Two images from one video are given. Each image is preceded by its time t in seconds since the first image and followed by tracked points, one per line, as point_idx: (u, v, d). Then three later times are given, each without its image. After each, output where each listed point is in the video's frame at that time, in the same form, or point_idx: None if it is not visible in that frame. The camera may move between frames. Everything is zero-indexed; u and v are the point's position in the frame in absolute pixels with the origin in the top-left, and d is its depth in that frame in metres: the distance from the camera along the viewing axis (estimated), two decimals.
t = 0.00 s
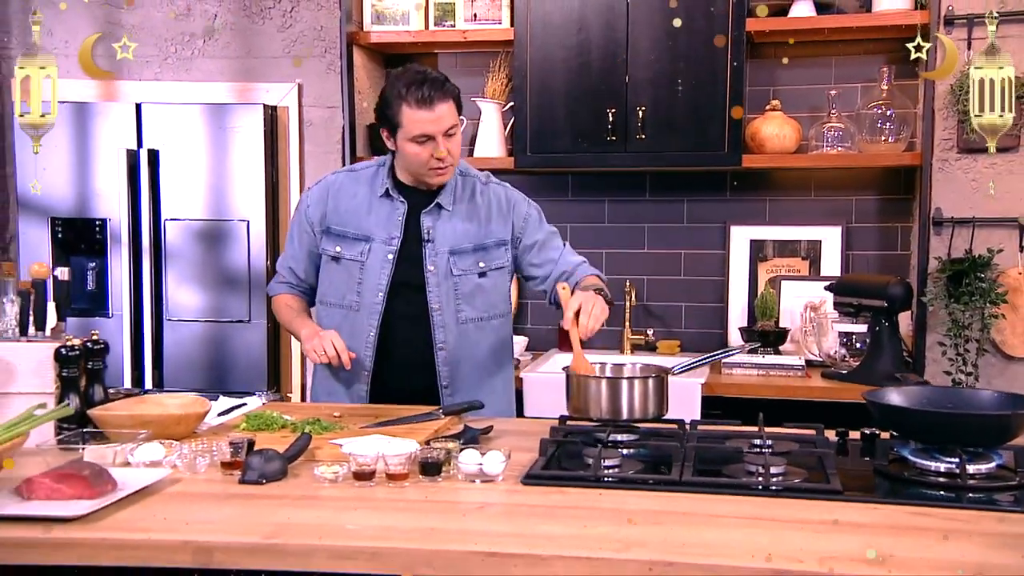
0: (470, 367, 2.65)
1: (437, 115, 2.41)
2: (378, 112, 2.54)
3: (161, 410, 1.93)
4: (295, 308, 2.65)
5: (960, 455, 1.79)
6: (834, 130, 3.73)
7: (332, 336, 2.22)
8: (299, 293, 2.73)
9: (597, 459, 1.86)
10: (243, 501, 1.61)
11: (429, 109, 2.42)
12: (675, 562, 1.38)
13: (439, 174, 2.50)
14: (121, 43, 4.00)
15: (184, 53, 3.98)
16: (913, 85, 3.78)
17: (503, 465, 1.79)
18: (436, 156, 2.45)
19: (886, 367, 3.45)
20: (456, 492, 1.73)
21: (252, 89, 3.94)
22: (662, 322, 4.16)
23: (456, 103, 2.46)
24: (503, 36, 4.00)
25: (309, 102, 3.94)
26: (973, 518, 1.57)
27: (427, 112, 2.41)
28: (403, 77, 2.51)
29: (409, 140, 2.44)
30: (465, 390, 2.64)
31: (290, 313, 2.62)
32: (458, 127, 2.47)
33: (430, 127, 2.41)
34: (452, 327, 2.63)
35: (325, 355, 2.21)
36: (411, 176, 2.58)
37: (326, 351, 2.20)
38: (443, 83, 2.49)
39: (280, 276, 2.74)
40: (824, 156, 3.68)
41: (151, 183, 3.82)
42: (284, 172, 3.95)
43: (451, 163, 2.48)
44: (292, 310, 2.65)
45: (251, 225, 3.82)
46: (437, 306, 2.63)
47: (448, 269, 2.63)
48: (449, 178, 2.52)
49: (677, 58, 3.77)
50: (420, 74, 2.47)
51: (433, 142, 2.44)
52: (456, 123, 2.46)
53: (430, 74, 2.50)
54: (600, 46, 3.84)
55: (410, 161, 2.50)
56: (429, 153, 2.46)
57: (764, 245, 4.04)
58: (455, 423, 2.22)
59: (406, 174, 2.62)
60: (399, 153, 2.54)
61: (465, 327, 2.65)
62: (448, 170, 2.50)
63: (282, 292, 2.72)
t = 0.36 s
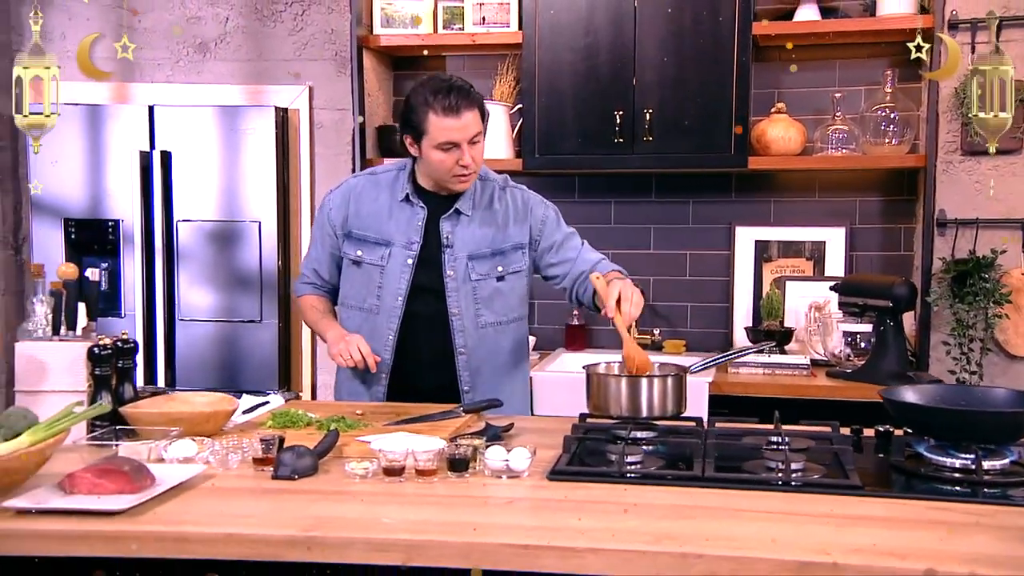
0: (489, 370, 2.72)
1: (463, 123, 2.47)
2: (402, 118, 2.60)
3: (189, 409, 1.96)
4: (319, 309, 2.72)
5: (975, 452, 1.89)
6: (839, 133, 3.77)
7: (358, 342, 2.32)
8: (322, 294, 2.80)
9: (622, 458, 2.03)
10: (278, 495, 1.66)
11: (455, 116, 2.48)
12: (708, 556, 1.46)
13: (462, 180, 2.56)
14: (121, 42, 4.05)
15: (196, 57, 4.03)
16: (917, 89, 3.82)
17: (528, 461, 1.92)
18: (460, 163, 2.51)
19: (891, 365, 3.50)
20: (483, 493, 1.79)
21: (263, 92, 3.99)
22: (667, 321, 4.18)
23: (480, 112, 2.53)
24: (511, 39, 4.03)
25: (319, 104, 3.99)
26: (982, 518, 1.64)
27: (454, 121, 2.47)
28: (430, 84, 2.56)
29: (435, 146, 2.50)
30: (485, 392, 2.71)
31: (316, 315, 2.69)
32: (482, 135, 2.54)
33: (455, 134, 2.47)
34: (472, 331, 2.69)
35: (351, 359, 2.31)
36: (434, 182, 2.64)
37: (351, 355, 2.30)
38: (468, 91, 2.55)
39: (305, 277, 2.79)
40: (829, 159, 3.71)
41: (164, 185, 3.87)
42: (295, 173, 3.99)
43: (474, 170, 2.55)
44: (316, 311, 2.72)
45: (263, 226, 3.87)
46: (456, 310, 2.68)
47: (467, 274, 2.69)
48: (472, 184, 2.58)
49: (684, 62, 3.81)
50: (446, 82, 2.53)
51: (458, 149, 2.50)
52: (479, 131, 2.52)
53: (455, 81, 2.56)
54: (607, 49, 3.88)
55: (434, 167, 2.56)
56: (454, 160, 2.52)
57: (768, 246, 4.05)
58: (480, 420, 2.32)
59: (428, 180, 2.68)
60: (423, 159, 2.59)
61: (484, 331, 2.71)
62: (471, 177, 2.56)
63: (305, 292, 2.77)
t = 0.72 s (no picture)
0: (517, 368, 2.80)
1: (492, 126, 2.54)
2: (432, 122, 2.66)
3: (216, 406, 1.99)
4: (346, 309, 2.80)
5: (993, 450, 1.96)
6: (846, 134, 3.79)
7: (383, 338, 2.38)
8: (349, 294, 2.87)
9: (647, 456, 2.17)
10: (311, 491, 1.70)
11: (484, 120, 2.54)
12: (734, 549, 1.50)
13: (489, 183, 2.62)
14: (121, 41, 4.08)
15: (207, 59, 4.06)
16: (923, 91, 3.86)
17: (554, 457, 2.04)
18: (488, 165, 2.57)
19: (899, 364, 3.54)
20: (508, 500, 1.82)
21: (275, 93, 4.02)
22: (674, 320, 4.20)
23: (508, 117, 2.59)
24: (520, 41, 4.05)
25: (330, 105, 4.03)
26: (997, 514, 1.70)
27: (483, 124, 2.53)
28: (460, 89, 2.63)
29: (464, 149, 2.56)
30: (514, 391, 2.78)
31: (344, 315, 2.78)
32: (509, 140, 2.61)
33: (485, 137, 2.53)
34: (500, 331, 2.76)
35: (376, 357, 2.37)
36: (461, 185, 2.70)
37: (377, 352, 2.37)
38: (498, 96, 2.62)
39: (333, 277, 2.88)
40: (837, 159, 3.73)
41: (176, 185, 3.89)
42: (306, 174, 4.02)
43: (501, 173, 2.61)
44: (344, 310, 2.81)
45: (275, 227, 3.90)
46: (485, 311, 2.75)
47: (495, 275, 2.75)
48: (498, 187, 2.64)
49: (693, 64, 3.84)
50: (476, 86, 2.60)
51: (485, 152, 2.56)
52: (507, 135, 2.59)
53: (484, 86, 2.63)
54: (617, 51, 3.91)
55: (462, 169, 2.62)
56: (481, 163, 2.58)
57: (775, 246, 4.05)
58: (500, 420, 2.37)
59: (457, 183, 2.74)
60: (452, 162, 2.65)
61: (512, 331, 2.79)
62: (498, 180, 2.62)
63: (333, 292, 2.86)
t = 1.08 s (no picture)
0: (536, 369, 2.83)
1: (514, 128, 2.52)
2: (453, 121, 2.65)
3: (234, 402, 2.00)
4: (365, 310, 2.81)
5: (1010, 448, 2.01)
6: (852, 133, 3.79)
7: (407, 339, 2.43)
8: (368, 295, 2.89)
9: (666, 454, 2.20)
10: (336, 488, 1.70)
11: (507, 121, 2.52)
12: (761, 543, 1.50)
13: (510, 184, 2.61)
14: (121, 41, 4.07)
15: (210, 57, 4.04)
16: (929, 90, 3.86)
17: (574, 455, 2.07)
18: (509, 167, 2.56)
19: (906, 364, 3.55)
20: (529, 500, 1.83)
21: (277, 92, 4.01)
22: (679, 320, 4.18)
23: (530, 117, 2.58)
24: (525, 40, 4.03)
25: (334, 104, 4.01)
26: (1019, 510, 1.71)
27: (505, 125, 2.51)
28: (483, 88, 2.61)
29: (486, 150, 2.55)
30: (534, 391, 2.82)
31: (361, 316, 2.79)
32: (531, 141, 2.59)
33: (507, 139, 2.51)
34: (520, 332, 2.80)
35: (402, 357, 2.43)
36: (482, 184, 2.69)
37: (402, 353, 2.42)
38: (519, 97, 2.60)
39: (351, 277, 2.89)
40: (843, 159, 3.73)
41: (181, 185, 3.87)
42: (311, 172, 4.01)
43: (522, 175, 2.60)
44: (363, 310, 2.82)
45: (279, 225, 3.89)
46: (506, 312, 2.78)
47: (517, 277, 2.79)
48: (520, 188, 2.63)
49: (699, 63, 3.83)
50: (498, 87, 2.58)
51: (507, 154, 2.55)
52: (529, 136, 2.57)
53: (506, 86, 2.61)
54: (622, 50, 3.89)
55: (483, 170, 2.61)
56: (503, 164, 2.56)
57: (780, 245, 4.04)
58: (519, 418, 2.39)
59: (478, 181, 2.73)
60: (472, 162, 2.64)
61: (533, 332, 2.82)
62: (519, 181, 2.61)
63: (351, 293, 2.87)
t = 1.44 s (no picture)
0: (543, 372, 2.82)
1: (528, 131, 2.50)
2: (475, 118, 2.64)
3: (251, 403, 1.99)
4: (376, 302, 2.80)
5: None
6: (860, 132, 3.78)
7: (426, 337, 2.44)
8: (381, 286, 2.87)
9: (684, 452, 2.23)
10: (360, 485, 1.70)
11: (521, 123, 2.50)
12: (787, 538, 1.50)
13: (523, 185, 2.60)
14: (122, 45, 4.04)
15: (214, 55, 4.01)
16: (936, 89, 3.85)
17: (594, 452, 2.09)
18: (521, 169, 2.55)
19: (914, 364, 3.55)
20: (552, 497, 1.84)
21: (283, 91, 3.97)
22: (685, 319, 4.15)
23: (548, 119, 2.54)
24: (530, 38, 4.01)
25: (339, 103, 3.99)
26: None
27: (518, 128, 2.49)
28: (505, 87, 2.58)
29: (499, 150, 2.54)
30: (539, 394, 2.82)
31: (373, 309, 2.77)
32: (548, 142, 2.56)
33: (519, 141, 2.50)
34: (531, 334, 2.79)
35: (420, 354, 2.43)
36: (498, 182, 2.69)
37: (422, 348, 2.42)
38: (540, 98, 2.56)
39: (364, 269, 2.87)
40: (850, 158, 3.72)
41: (184, 183, 3.85)
42: (315, 172, 3.98)
43: (536, 176, 2.58)
44: (375, 302, 2.82)
45: (284, 225, 3.87)
46: (520, 314, 2.78)
47: (534, 279, 2.79)
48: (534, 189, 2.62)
49: (706, 62, 3.82)
50: (519, 86, 2.55)
51: (520, 155, 2.54)
52: (546, 138, 2.54)
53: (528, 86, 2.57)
54: (628, 48, 3.88)
55: (497, 168, 2.61)
56: (515, 165, 2.56)
57: (787, 244, 4.03)
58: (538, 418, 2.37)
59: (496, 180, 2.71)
60: (489, 159, 2.64)
61: (542, 335, 2.82)
62: (533, 183, 2.59)
63: (362, 284, 2.86)
